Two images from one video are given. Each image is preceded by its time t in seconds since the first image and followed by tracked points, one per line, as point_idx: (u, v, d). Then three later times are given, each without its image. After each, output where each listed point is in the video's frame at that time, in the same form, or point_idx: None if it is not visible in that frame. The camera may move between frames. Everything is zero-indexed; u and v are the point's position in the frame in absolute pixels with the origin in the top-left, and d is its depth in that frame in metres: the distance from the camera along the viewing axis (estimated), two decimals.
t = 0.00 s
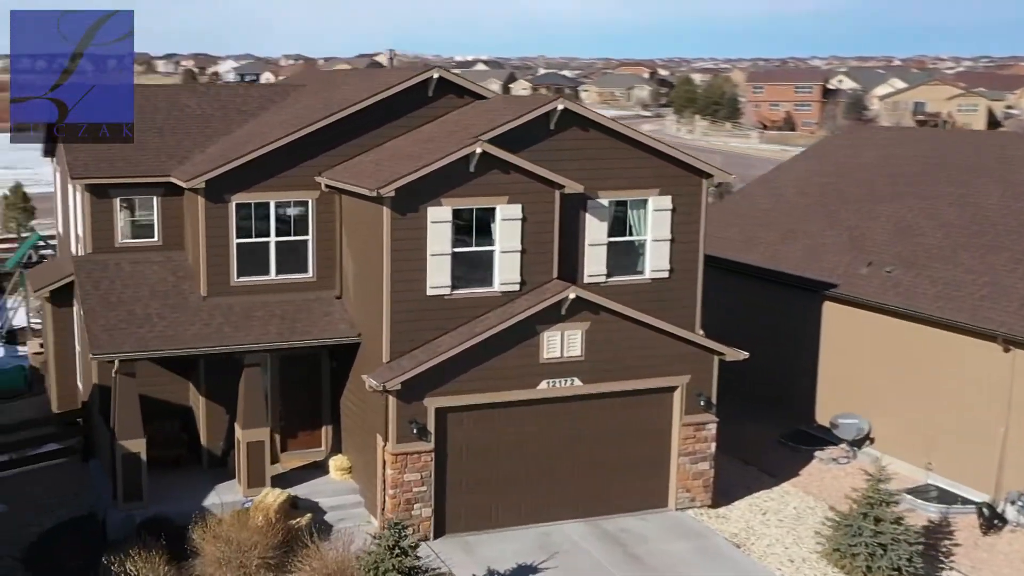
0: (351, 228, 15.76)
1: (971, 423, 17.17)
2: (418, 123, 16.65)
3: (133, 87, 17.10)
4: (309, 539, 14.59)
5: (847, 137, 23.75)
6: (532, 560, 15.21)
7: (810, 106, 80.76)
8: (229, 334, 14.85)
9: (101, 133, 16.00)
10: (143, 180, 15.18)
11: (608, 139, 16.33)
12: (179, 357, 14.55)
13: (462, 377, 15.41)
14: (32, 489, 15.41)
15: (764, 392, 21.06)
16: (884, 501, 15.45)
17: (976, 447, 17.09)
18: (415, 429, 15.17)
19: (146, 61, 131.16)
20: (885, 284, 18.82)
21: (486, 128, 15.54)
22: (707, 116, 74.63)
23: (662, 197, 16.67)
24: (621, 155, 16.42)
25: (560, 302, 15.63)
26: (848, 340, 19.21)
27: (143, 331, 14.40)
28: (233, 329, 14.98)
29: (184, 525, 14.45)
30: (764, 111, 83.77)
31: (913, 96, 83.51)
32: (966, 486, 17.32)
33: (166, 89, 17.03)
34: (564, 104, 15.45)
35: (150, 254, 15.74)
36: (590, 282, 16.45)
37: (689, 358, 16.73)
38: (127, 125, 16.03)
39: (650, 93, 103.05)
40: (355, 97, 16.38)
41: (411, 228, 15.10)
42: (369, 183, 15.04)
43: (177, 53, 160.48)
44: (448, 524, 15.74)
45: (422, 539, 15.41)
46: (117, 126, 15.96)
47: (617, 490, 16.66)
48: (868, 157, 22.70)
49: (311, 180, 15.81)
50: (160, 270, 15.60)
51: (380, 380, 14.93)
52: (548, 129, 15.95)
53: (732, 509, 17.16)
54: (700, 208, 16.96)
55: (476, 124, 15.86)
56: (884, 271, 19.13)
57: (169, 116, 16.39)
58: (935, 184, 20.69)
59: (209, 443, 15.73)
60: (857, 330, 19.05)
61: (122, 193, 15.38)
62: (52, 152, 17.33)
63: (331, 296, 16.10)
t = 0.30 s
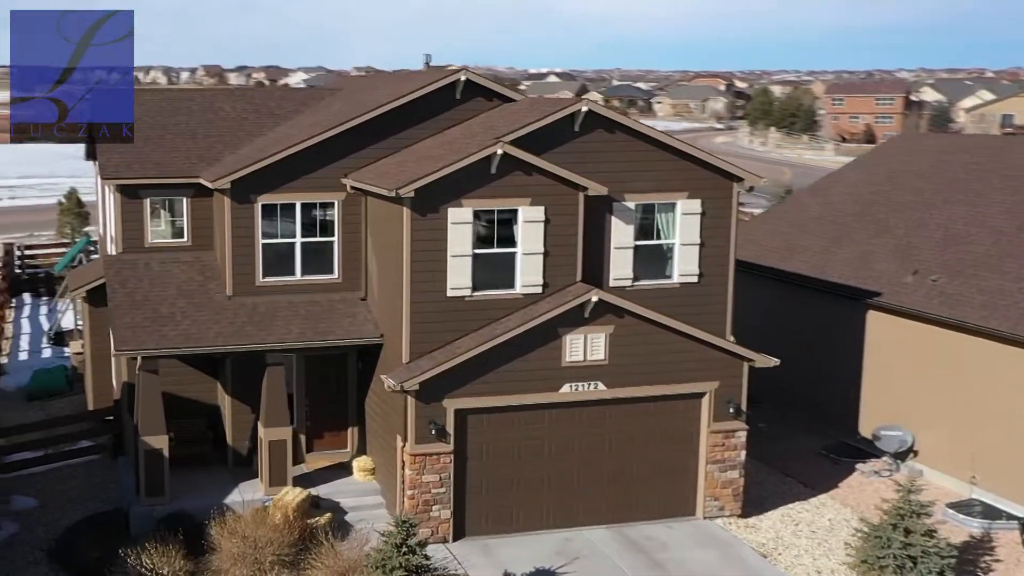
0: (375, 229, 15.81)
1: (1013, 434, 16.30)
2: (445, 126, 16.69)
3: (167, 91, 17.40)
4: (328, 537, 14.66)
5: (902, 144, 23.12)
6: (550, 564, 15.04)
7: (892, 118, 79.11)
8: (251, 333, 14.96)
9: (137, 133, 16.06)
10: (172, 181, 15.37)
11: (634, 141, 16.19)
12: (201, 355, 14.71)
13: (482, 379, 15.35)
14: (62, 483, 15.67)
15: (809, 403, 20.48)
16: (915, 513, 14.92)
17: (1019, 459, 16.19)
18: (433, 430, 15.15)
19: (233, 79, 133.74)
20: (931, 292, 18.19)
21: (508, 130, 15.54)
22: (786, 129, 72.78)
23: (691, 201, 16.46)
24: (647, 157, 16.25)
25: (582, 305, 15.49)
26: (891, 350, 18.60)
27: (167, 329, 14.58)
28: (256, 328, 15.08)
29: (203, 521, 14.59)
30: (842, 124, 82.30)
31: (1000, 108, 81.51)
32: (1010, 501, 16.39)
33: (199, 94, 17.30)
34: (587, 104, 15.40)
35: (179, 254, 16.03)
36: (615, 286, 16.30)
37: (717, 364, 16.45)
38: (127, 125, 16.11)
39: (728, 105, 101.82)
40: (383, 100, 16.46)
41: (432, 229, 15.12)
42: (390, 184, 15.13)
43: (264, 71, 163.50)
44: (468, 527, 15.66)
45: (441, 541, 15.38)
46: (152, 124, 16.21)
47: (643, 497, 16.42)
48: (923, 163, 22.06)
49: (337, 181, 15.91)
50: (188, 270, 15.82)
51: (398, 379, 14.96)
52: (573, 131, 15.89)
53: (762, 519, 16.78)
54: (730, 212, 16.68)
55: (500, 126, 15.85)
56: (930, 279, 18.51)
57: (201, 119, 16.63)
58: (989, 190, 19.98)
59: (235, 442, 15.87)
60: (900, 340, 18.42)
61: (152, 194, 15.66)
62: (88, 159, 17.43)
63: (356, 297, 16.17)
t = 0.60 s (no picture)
0: (400, 230, 15.85)
1: None
2: (473, 128, 16.74)
3: (206, 95, 17.73)
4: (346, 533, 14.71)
5: (961, 148, 22.40)
6: (569, 567, 14.87)
7: (979, 130, 76.90)
8: (275, 331, 15.08)
9: (170, 134, 16.28)
10: (202, 181, 15.57)
11: (662, 142, 16.01)
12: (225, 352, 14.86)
13: (504, 380, 15.26)
14: (94, 479, 15.96)
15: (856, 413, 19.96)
16: (947, 523, 14.33)
17: None
18: (454, 431, 15.09)
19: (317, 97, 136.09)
20: (978, 299, 17.44)
21: (533, 130, 15.50)
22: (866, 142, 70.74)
23: (721, 203, 16.22)
24: (675, 158, 16.06)
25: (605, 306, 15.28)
26: (937, 359, 17.94)
27: (192, 326, 14.77)
28: (280, 326, 15.21)
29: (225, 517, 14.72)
30: (925, 137, 80.35)
31: None
32: None
33: (235, 97, 17.58)
34: (612, 104, 15.28)
35: (210, 254, 16.31)
36: (641, 289, 16.14)
37: (747, 369, 16.13)
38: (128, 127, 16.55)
39: (806, 117, 100.35)
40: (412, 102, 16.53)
41: (453, 229, 15.14)
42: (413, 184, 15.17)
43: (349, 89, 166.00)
44: (490, 529, 15.59)
45: (461, 542, 15.32)
46: (186, 126, 16.53)
47: (669, 503, 16.17)
48: (980, 168, 21.33)
49: (364, 182, 16.01)
50: (217, 269, 16.11)
51: (418, 378, 14.96)
52: (599, 131, 15.79)
53: (794, 528, 16.37)
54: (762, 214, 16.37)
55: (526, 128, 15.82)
56: (977, 287, 17.79)
57: (235, 122, 16.90)
58: None
59: (261, 441, 16.02)
60: (946, 349, 17.75)
61: (183, 194, 16.00)
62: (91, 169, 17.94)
63: (382, 298, 16.23)
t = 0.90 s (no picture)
0: (425, 230, 15.87)
1: None
2: (501, 129, 16.73)
3: (241, 98, 18.02)
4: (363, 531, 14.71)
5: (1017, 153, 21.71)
6: (588, 570, 14.68)
7: None
8: (298, 330, 15.21)
9: (202, 136, 16.56)
10: (229, 182, 15.79)
11: (689, 143, 15.82)
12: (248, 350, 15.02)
13: (524, 381, 15.16)
14: (123, 477, 16.25)
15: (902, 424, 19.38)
16: (978, 533, 13.82)
17: None
18: (473, 431, 15.01)
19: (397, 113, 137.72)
20: None
21: (556, 130, 15.43)
22: (942, 155, 68.97)
23: (750, 205, 15.95)
24: (702, 159, 15.84)
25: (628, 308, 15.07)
26: (980, 369, 17.30)
27: (216, 325, 14.94)
28: (303, 326, 15.34)
29: (246, 513, 14.82)
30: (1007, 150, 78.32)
31: None
32: None
33: (269, 100, 17.84)
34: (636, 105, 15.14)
35: (239, 254, 16.56)
36: (667, 291, 15.94)
37: (775, 374, 15.79)
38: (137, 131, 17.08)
39: (885, 131, 98.53)
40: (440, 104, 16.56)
41: (474, 230, 15.13)
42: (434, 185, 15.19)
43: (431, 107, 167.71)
44: (510, 531, 15.49)
45: (480, 543, 15.24)
46: (218, 128, 16.82)
47: (695, 508, 15.90)
48: None
49: (390, 183, 16.08)
50: (245, 269, 16.34)
51: (437, 378, 14.94)
52: (623, 131, 15.67)
53: (825, 537, 15.96)
54: (792, 217, 16.07)
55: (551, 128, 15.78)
56: None
57: (266, 124, 17.13)
58: None
59: (287, 440, 16.16)
60: (990, 358, 17.12)
61: (213, 194, 16.30)
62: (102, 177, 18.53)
63: (407, 299, 16.28)
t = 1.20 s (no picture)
0: (445, 231, 15.93)
1: None
2: (523, 131, 16.82)
3: (271, 103, 18.36)
4: (378, 529, 14.72)
5: None
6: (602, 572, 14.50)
7: None
8: (316, 328, 15.36)
9: (229, 139, 16.96)
10: (253, 183, 16.05)
11: (711, 143, 15.66)
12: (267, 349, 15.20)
13: (540, 382, 15.08)
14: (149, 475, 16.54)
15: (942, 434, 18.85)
16: (1003, 540, 13.28)
17: None
18: (489, 431, 14.94)
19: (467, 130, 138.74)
20: None
21: (575, 130, 15.38)
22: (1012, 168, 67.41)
23: (773, 206, 15.73)
24: (724, 159, 15.67)
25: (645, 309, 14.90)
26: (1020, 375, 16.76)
27: (235, 323, 15.13)
28: (322, 324, 15.49)
29: (262, 510, 14.96)
30: None
31: None
32: None
33: (299, 105, 18.15)
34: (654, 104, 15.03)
35: (264, 255, 16.85)
36: (687, 292, 15.78)
37: (798, 377, 15.49)
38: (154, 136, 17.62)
39: (959, 143, 96.61)
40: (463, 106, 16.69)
41: (491, 230, 15.13)
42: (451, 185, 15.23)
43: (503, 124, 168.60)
44: (526, 533, 15.39)
45: (496, 544, 15.17)
46: (245, 132, 17.15)
47: (714, 513, 15.66)
48: None
49: (411, 185, 16.20)
50: (269, 269, 16.62)
51: (452, 377, 14.93)
52: (643, 131, 15.56)
53: (851, 545, 15.57)
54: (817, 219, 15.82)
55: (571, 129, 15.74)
56: None
57: (294, 128, 17.41)
58: None
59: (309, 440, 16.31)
60: None
61: (239, 195, 16.63)
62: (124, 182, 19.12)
63: (428, 300, 16.36)
